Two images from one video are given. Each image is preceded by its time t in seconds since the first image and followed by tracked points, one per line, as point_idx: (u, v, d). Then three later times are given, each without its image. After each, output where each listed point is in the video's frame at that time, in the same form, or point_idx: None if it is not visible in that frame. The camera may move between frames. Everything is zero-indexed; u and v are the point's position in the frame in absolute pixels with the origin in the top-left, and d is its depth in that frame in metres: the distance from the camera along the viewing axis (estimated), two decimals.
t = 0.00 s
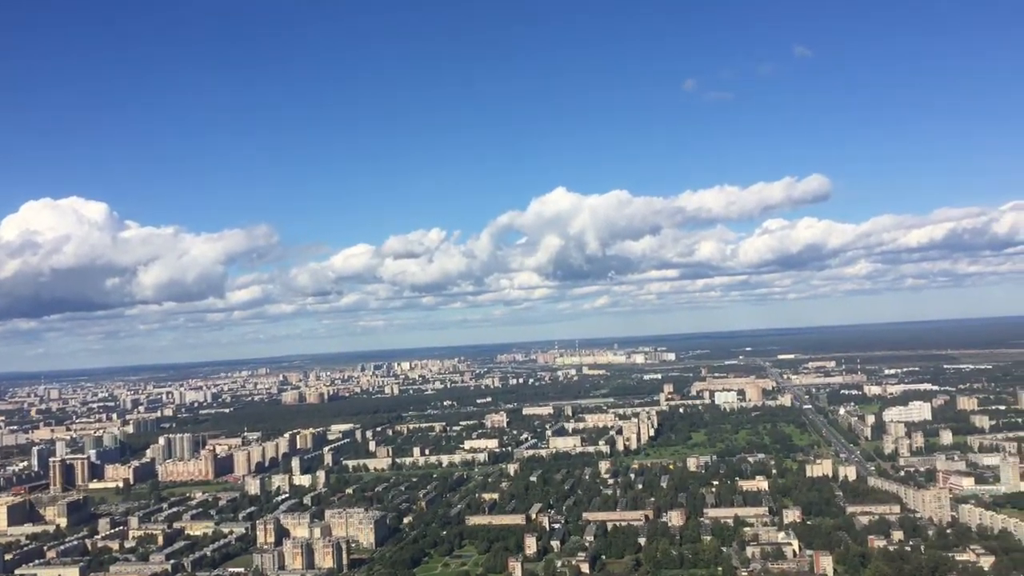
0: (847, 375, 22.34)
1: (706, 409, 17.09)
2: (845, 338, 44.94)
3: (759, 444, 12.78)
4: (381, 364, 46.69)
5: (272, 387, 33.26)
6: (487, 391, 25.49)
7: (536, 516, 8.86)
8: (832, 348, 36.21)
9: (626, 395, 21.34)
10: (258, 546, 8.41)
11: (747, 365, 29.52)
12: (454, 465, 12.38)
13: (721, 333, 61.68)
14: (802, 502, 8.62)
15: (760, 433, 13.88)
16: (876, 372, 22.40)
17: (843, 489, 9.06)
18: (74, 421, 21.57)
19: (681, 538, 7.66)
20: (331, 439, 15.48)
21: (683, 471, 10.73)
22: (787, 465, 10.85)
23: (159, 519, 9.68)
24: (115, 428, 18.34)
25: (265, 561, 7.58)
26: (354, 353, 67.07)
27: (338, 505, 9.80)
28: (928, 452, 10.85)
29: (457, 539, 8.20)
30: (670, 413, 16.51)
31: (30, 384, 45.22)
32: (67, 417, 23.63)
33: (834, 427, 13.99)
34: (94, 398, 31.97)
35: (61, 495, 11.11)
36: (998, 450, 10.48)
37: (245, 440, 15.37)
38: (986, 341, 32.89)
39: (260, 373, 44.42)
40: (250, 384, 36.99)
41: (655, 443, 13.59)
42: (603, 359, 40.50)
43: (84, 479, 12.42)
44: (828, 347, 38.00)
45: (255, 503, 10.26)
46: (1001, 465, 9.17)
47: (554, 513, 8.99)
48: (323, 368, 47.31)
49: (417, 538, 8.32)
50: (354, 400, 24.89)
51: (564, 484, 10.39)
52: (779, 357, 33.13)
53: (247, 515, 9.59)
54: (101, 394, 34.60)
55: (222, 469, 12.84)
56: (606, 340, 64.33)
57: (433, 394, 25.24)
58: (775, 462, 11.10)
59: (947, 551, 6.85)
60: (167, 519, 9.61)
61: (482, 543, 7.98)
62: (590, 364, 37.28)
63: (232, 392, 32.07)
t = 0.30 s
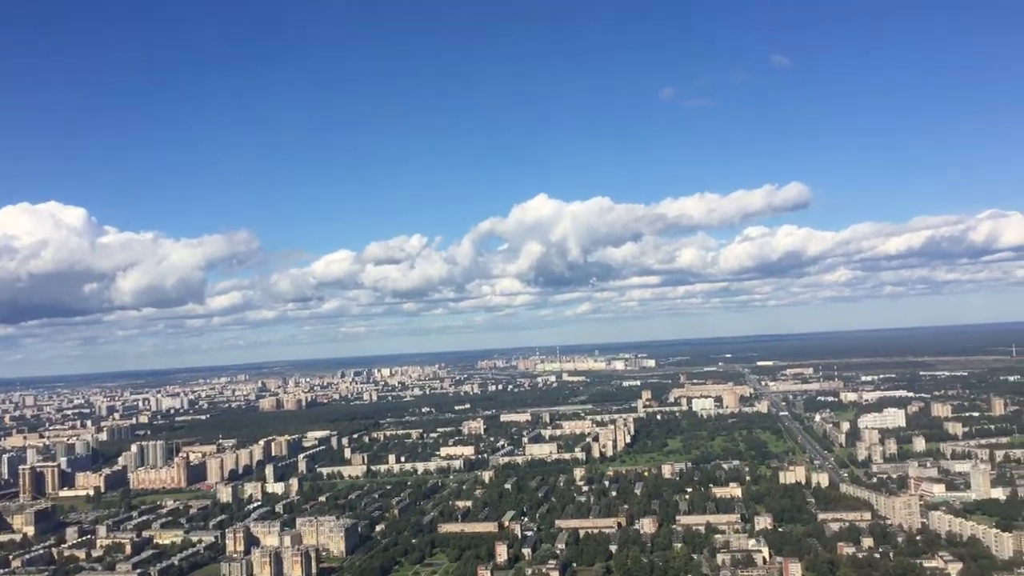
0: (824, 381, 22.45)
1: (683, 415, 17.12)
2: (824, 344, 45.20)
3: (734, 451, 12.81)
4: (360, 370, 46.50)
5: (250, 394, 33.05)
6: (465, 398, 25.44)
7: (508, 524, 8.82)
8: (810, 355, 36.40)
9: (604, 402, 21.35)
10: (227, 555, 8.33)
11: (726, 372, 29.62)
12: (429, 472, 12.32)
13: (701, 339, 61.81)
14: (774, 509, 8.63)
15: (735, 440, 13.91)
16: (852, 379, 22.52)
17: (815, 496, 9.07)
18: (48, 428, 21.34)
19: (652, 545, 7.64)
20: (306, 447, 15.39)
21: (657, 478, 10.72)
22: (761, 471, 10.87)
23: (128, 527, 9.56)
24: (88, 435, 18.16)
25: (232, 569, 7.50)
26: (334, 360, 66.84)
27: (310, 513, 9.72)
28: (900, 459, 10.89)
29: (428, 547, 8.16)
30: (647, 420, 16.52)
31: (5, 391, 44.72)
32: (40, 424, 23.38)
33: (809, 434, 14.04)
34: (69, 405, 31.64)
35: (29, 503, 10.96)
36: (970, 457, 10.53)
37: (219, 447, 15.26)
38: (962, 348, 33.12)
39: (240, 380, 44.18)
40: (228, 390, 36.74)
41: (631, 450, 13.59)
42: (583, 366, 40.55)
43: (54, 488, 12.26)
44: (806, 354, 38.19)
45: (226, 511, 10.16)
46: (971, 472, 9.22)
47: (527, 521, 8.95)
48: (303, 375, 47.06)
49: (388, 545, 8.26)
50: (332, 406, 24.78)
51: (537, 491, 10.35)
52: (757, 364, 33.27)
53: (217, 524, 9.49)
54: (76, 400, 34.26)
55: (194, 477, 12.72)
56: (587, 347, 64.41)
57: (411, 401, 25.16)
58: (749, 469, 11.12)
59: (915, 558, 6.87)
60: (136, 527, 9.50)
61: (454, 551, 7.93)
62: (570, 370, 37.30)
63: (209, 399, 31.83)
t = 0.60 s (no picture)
0: (797, 386, 22.56)
1: (657, 421, 17.16)
2: (800, 350, 45.47)
3: (706, 457, 12.84)
4: (336, 377, 46.27)
5: (225, 401, 32.82)
6: (441, 404, 25.38)
7: (477, 531, 8.79)
8: (785, 361, 36.60)
9: (579, 408, 21.37)
10: (193, 565, 8.25)
11: (702, 377, 29.72)
12: (401, 480, 12.26)
13: (678, 345, 62.02)
14: (743, 514, 8.65)
15: (708, 445, 13.95)
16: (826, 384, 22.65)
17: (784, 502, 9.10)
18: (17, 437, 21.08)
19: (620, 552, 7.63)
20: (277, 454, 15.28)
21: (628, 484, 10.72)
22: (732, 477, 10.90)
23: (94, 537, 9.46)
24: (57, 444, 17.95)
25: None
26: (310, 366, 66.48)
27: (279, 521, 9.65)
28: (870, 464, 10.96)
29: (397, 555, 8.11)
30: (621, 426, 16.54)
31: None
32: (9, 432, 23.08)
33: (781, 439, 14.10)
34: (40, 413, 31.26)
35: None
36: (939, 461, 10.60)
37: (190, 456, 15.13)
38: (934, 353, 33.40)
39: (214, 387, 43.85)
40: (202, 398, 36.46)
41: (604, 456, 13.59)
42: (560, 371, 40.57)
43: (20, 497, 12.11)
44: (781, 359, 38.40)
45: (194, 521, 10.07)
46: (939, 477, 9.28)
47: (497, 528, 8.92)
48: (278, 381, 46.78)
49: (357, 554, 8.21)
50: (307, 413, 24.64)
51: (508, 498, 10.32)
52: (733, 369, 33.40)
53: (184, 533, 9.41)
54: (48, 408, 33.88)
55: (163, 486, 12.60)
56: (564, 352, 64.46)
57: (386, 407, 25.08)
58: (720, 474, 11.14)
59: (881, 562, 6.90)
60: (102, 537, 9.40)
61: (422, 558, 7.89)
62: (547, 376, 37.30)
63: (183, 407, 31.58)
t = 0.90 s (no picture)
0: (772, 392, 22.62)
1: (632, 427, 17.18)
2: (776, 355, 45.69)
3: (679, 462, 12.85)
4: (313, 384, 46.03)
5: (200, 410, 32.55)
6: (417, 411, 25.30)
7: (448, 539, 8.74)
8: (762, 366, 36.75)
9: (555, 414, 21.36)
10: None
11: (678, 383, 29.79)
12: (373, 488, 12.18)
13: (655, 352, 62.19)
14: (713, 521, 8.65)
15: (682, 451, 13.97)
16: (801, 390, 22.76)
17: (754, 508, 9.11)
18: None
19: (590, 559, 7.61)
20: (250, 463, 15.16)
21: (601, 491, 10.71)
22: (704, 483, 10.90)
23: (60, 548, 9.33)
24: (26, 453, 17.71)
25: None
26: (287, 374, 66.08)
27: (248, 531, 9.56)
28: (841, 469, 11.00)
29: (366, 565, 8.05)
30: (596, 432, 16.54)
31: None
32: None
33: (754, 445, 14.14)
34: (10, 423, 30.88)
35: None
36: (909, 466, 10.66)
37: (161, 465, 14.98)
38: (908, 358, 33.58)
39: (189, 395, 43.44)
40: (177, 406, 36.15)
41: (578, 463, 13.58)
42: (537, 378, 40.54)
43: None
44: (758, 365, 38.57)
45: (162, 531, 9.96)
46: (908, 481, 9.32)
47: (468, 536, 8.88)
48: (254, 389, 46.49)
49: (325, 563, 8.15)
50: (282, 421, 24.49)
51: (480, 506, 10.28)
52: (709, 375, 33.50)
53: (152, 543, 9.30)
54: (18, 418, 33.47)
55: (132, 496, 12.46)
56: (543, 359, 64.48)
57: (363, 415, 24.96)
58: (692, 480, 11.14)
59: (849, 568, 6.92)
60: (68, 548, 9.27)
61: (391, 567, 7.84)
62: (524, 383, 37.28)
63: (157, 415, 31.30)
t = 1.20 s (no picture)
0: (747, 399, 22.69)
1: (607, 435, 17.17)
2: (754, 363, 45.90)
3: (652, 470, 12.84)
4: (290, 392, 45.76)
5: (174, 418, 32.28)
6: (393, 419, 25.18)
7: (417, 548, 8.68)
8: (739, 373, 36.88)
9: (531, 422, 21.33)
10: None
11: (655, 390, 29.84)
12: (345, 497, 12.09)
13: (633, 359, 62.28)
14: (683, 528, 8.64)
15: (655, 458, 13.97)
16: (775, 397, 22.83)
17: (724, 515, 9.11)
18: None
19: (559, 568, 7.57)
20: (221, 472, 15.03)
21: (572, 499, 10.67)
22: (676, 491, 10.89)
23: (23, 560, 9.19)
24: None
25: None
26: (264, 382, 65.67)
27: (216, 541, 9.46)
28: (812, 476, 11.03)
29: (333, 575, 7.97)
30: (570, 440, 16.53)
31: None
32: None
33: (727, 452, 14.15)
34: None
35: None
36: (879, 473, 10.69)
37: (131, 474, 14.82)
38: (883, 365, 33.76)
39: (163, 404, 43.05)
40: (151, 414, 35.83)
41: (551, 470, 13.54)
42: (515, 386, 40.50)
43: None
44: (735, 372, 38.70)
45: (129, 542, 9.85)
46: (877, 488, 9.35)
47: (437, 545, 8.83)
48: (230, 398, 46.13)
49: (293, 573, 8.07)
50: (256, 429, 24.31)
51: (451, 515, 10.22)
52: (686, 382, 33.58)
53: (117, 554, 9.17)
54: None
55: (100, 506, 12.31)
56: (521, 366, 64.45)
57: (338, 423, 24.81)
58: (664, 488, 11.13)
59: None
60: (32, 560, 9.14)
61: None
62: (501, 390, 37.23)
63: (131, 424, 31.00)
